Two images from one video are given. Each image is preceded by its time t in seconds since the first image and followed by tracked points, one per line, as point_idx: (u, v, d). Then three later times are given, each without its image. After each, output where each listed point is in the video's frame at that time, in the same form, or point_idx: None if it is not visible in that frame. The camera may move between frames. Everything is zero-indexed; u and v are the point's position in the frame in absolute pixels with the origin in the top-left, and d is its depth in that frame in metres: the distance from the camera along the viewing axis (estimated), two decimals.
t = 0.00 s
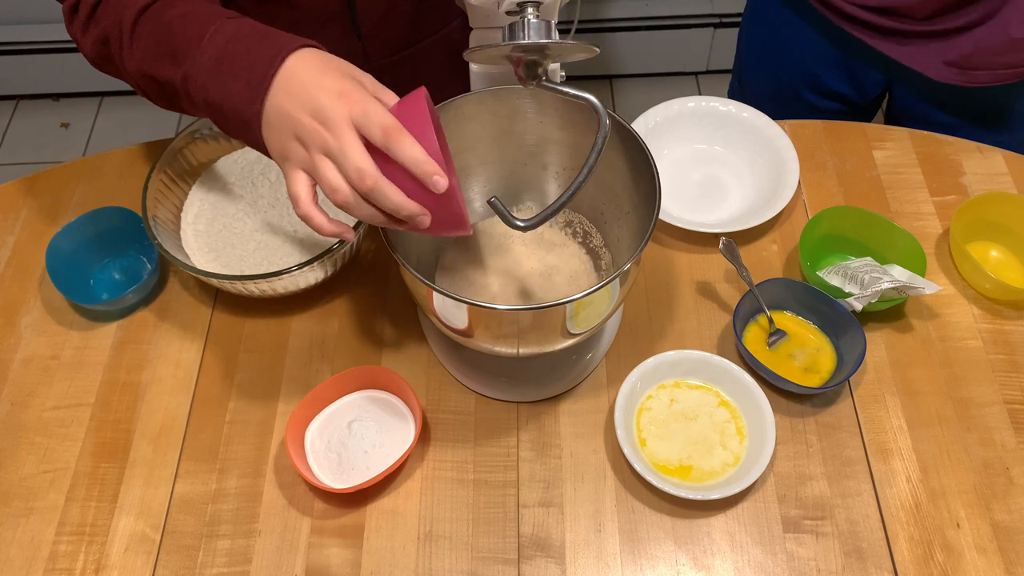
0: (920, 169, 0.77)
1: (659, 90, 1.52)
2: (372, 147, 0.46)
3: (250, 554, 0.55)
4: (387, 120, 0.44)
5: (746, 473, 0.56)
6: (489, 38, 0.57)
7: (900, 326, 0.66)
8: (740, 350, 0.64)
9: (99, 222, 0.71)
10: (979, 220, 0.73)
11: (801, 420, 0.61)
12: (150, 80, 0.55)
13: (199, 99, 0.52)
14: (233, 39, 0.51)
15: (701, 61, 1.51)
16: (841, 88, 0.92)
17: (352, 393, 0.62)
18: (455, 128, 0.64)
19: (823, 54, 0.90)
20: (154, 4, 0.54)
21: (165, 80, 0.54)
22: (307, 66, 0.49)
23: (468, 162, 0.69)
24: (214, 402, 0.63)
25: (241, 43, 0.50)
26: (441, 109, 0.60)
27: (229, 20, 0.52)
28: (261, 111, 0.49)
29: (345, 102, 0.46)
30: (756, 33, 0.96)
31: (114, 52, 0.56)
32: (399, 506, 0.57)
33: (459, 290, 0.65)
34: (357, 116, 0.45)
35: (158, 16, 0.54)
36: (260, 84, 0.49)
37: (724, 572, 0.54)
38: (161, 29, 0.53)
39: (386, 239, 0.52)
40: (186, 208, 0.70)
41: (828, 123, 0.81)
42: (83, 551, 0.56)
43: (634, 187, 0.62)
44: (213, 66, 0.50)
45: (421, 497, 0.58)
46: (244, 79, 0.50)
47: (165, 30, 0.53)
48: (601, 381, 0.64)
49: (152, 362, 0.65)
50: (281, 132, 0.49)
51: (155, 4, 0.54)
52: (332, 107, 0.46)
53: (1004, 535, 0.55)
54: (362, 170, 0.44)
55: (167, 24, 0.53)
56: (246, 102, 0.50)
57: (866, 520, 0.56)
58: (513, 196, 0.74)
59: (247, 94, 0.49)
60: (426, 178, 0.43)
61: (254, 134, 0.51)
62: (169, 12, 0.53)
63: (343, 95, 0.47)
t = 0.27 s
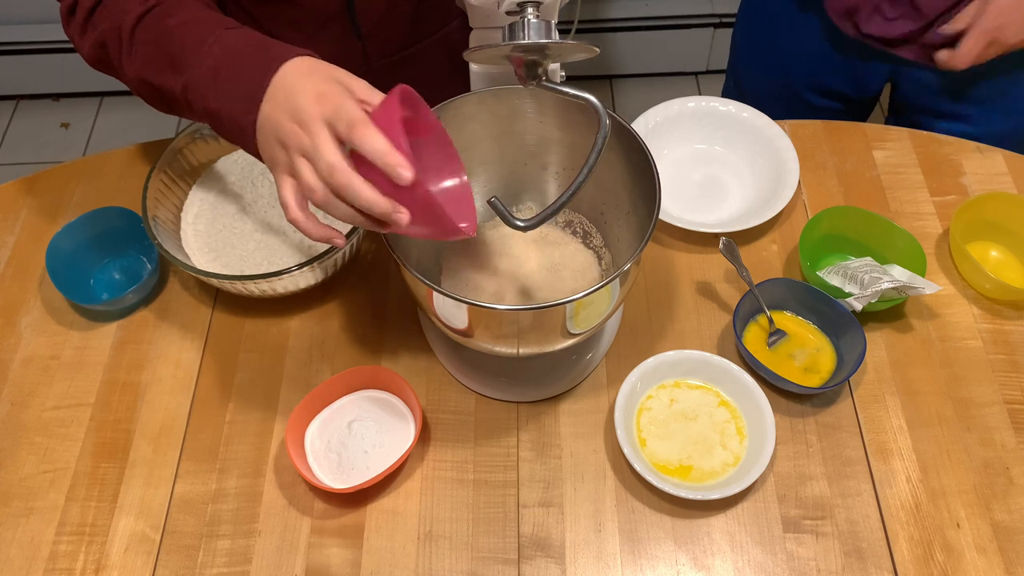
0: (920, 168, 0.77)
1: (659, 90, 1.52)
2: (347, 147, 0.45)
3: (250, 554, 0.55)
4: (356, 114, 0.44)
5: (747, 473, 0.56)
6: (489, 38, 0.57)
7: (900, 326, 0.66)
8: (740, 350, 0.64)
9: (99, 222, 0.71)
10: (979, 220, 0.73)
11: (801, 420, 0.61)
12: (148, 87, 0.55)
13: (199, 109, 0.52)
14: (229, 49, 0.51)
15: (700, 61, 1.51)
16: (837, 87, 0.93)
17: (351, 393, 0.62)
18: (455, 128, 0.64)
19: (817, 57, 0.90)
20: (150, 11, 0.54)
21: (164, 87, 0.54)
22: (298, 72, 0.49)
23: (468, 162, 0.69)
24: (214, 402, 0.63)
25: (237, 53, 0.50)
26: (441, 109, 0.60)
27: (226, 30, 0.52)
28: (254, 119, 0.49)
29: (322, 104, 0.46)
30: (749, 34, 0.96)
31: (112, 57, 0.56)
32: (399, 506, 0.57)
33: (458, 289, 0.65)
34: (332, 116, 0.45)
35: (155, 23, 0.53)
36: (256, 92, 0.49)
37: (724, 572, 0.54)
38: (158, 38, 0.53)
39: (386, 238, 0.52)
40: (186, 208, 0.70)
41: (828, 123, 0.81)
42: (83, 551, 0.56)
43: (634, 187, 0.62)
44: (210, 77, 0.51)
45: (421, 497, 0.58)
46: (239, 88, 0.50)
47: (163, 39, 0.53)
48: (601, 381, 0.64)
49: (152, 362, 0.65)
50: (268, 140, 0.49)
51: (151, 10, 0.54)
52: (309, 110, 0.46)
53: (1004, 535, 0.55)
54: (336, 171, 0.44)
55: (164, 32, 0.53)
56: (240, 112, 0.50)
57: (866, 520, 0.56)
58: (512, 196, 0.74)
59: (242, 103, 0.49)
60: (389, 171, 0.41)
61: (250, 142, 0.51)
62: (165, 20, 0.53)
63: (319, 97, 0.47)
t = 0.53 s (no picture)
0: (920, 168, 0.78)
1: (659, 90, 1.52)
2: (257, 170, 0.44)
3: (250, 554, 0.55)
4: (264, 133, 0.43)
5: (747, 473, 0.56)
6: (489, 38, 0.57)
7: (900, 326, 0.66)
8: (740, 350, 0.64)
9: (99, 222, 0.71)
10: (979, 220, 0.73)
11: (801, 420, 0.61)
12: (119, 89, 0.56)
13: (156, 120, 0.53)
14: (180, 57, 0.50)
15: (700, 61, 1.51)
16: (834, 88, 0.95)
17: (352, 393, 0.62)
18: (456, 128, 0.64)
19: (815, 42, 0.92)
20: (125, 12, 0.54)
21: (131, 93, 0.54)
22: (231, 84, 0.47)
23: (469, 162, 0.69)
24: (214, 402, 0.63)
25: (189, 64, 0.49)
26: (442, 109, 0.60)
27: (185, 39, 0.51)
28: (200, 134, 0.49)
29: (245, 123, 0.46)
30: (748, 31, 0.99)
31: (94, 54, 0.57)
32: (399, 506, 0.57)
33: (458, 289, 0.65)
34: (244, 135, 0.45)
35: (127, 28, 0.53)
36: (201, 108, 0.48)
37: (724, 572, 0.54)
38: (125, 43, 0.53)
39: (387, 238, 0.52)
40: (186, 209, 0.70)
41: (828, 124, 0.81)
42: (83, 551, 0.56)
43: (634, 188, 0.62)
44: (163, 88, 0.50)
45: (421, 497, 0.58)
46: (184, 102, 0.49)
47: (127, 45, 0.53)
48: (601, 381, 0.64)
49: (152, 362, 0.65)
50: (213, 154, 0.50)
51: (129, 11, 0.54)
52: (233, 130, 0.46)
53: (1004, 535, 0.55)
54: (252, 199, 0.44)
55: (131, 38, 0.53)
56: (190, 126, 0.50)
57: (866, 520, 0.56)
58: (513, 196, 0.74)
59: (189, 117, 0.49)
60: (285, 202, 0.40)
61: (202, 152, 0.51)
62: (134, 26, 0.53)
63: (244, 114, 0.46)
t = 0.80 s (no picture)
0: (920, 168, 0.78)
1: (659, 90, 1.52)
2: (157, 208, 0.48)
3: (251, 554, 0.55)
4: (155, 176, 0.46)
5: (746, 473, 0.56)
6: (489, 39, 0.57)
7: (900, 326, 0.66)
8: (740, 350, 0.64)
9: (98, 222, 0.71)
10: (979, 220, 0.73)
11: (801, 420, 0.61)
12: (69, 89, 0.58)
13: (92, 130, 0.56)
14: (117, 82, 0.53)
15: (701, 61, 1.51)
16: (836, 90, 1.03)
17: (352, 393, 0.62)
18: (456, 128, 0.64)
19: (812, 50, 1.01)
20: (87, 17, 0.56)
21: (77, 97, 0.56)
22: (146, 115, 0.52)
23: (469, 162, 0.70)
24: (214, 401, 0.63)
25: (123, 90, 0.53)
26: (442, 108, 0.60)
27: (127, 62, 0.54)
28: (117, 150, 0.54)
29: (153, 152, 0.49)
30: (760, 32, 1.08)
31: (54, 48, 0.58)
32: (399, 506, 0.57)
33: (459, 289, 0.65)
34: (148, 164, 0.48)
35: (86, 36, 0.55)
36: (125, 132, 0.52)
37: (724, 572, 0.54)
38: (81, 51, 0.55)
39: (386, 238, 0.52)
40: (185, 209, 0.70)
41: (828, 124, 0.81)
42: (83, 551, 0.56)
43: (634, 188, 0.62)
44: (96, 105, 0.54)
45: (421, 497, 0.58)
46: (112, 127, 0.53)
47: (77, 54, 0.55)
48: (601, 381, 0.64)
49: (152, 362, 0.65)
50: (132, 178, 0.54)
51: (90, 18, 0.55)
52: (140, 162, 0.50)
53: (1004, 535, 0.56)
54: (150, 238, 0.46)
55: (84, 49, 0.55)
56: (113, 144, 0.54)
57: (866, 520, 0.56)
58: (513, 197, 0.74)
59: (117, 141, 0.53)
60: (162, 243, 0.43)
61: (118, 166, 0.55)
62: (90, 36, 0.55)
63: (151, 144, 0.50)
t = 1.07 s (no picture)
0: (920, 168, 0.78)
1: (659, 89, 1.52)
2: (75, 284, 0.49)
3: (251, 554, 0.55)
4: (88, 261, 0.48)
5: (746, 473, 0.56)
6: (489, 38, 0.57)
7: (900, 326, 0.66)
8: (740, 350, 0.64)
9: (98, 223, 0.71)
10: (979, 220, 0.73)
11: (801, 420, 0.61)
12: None
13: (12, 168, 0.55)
14: (55, 148, 0.53)
15: (701, 61, 1.51)
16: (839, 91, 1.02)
17: (352, 393, 0.62)
18: (455, 128, 0.64)
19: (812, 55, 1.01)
20: (21, 39, 0.56)
21: None
22: (78, 190, 0.52)
23: (469, 162, 0.70)
24: (214, 401, 0.63)
25: (58, 142, 0.53)
26: (442, 108, 0.60)
27: (66, 114, 0.55)
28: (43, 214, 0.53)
29: (78, 237, 0.49)
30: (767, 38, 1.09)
31: None
32: (399, 506, 0.57)
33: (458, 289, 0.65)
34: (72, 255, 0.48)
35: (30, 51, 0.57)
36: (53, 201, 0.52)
37: (724, 572, 0.54)
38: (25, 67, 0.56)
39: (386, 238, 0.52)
40: (186, 208, 0.70)
41: (828, 123, 0.81)
42: (83, 551, 0.56)
43: (634, 188, 0.62)
44: (24, 149, 0.53)
45: (421, 497, 0.58)
46: (42, 194, 0.52)
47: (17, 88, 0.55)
48: (601, 381, 0.64)
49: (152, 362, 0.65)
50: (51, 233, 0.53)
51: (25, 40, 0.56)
52: (63, 238, 0.50)
53: (1004, 535, 0.56)
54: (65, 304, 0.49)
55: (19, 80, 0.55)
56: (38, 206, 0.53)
57: (866, 520, 0.56)
58: (513, 197, 0.73)
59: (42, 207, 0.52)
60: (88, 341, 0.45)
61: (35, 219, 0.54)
62: (21, 59, 0.56)
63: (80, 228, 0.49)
